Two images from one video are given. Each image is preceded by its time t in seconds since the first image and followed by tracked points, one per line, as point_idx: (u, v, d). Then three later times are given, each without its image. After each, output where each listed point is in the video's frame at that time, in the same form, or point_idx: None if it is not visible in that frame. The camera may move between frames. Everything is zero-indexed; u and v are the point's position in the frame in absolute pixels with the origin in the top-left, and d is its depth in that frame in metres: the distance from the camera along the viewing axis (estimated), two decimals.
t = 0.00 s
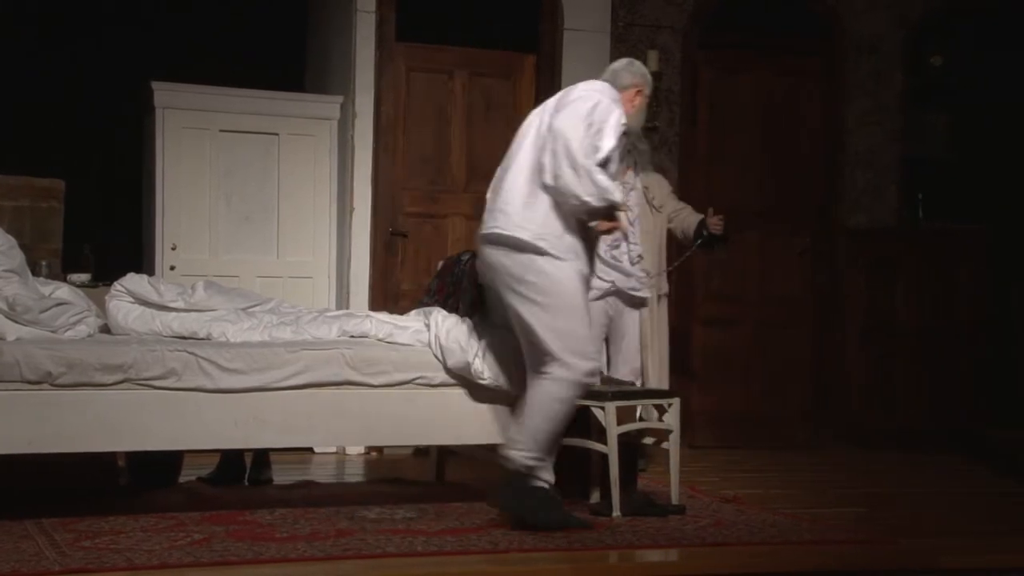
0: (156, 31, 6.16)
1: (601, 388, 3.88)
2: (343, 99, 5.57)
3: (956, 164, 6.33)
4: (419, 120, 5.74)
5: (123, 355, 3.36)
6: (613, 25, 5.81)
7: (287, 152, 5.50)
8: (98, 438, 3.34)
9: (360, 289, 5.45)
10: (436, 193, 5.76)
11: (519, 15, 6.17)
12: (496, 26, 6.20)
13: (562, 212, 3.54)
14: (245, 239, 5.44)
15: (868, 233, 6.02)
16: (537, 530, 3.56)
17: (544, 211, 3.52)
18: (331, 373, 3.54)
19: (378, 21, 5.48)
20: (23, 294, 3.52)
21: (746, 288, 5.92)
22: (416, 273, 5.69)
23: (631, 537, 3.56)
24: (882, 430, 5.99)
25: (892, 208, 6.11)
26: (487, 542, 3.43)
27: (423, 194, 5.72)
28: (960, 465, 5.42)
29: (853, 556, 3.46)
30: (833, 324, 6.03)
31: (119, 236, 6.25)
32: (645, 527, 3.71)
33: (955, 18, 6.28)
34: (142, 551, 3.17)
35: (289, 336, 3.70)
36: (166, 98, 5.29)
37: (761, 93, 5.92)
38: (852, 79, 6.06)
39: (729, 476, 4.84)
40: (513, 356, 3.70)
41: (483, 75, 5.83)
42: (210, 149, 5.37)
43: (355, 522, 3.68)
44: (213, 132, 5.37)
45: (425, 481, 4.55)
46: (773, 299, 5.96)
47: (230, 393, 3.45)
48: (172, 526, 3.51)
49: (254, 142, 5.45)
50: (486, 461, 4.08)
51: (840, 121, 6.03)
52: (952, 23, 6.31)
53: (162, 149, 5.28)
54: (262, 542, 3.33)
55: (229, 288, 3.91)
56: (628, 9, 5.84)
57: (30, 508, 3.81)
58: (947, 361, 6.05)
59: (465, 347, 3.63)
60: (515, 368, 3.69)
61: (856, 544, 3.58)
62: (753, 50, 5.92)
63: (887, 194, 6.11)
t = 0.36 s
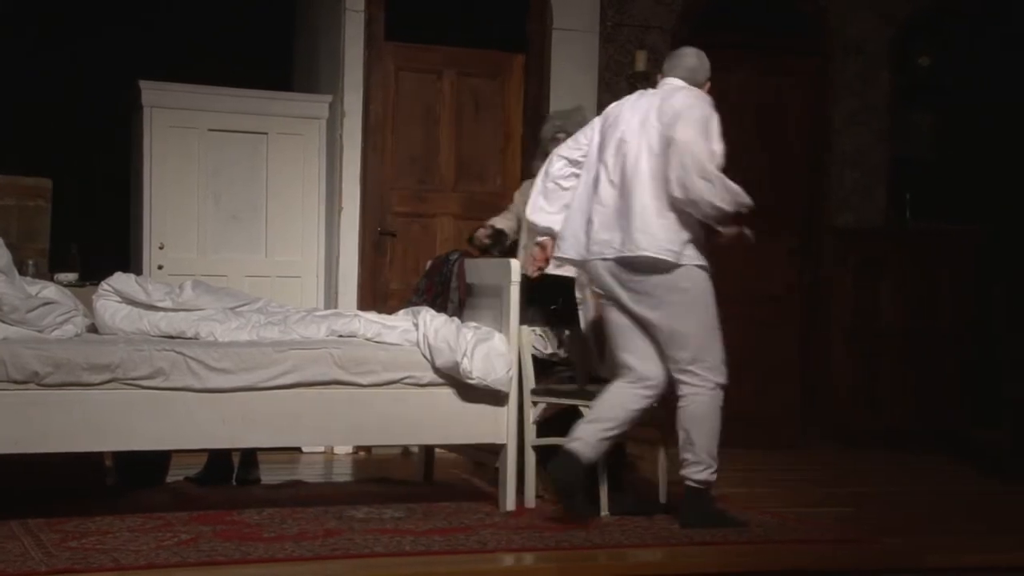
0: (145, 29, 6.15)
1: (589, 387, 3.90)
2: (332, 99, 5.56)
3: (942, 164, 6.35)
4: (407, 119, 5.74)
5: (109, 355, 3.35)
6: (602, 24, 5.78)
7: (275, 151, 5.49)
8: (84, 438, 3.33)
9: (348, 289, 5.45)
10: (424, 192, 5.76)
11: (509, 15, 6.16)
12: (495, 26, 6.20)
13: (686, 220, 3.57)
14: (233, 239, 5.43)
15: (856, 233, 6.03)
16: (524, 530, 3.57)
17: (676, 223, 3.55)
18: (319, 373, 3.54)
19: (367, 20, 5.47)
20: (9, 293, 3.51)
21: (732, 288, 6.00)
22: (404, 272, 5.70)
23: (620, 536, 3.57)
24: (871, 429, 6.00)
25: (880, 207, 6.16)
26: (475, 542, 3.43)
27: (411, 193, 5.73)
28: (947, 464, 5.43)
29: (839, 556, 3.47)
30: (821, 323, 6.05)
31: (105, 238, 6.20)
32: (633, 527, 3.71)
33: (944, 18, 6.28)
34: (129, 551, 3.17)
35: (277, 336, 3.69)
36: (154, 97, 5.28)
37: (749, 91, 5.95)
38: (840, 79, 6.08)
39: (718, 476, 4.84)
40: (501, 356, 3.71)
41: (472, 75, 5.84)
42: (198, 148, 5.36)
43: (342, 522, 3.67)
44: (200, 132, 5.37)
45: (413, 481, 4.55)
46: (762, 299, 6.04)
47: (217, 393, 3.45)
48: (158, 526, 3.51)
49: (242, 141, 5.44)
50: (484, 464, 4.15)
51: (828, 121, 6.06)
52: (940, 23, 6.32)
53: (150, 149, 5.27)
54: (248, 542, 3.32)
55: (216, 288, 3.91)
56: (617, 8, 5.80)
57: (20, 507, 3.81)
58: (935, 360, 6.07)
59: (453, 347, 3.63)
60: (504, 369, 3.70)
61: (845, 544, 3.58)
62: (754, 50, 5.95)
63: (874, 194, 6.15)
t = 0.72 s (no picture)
0: (127, 28, 6.13)
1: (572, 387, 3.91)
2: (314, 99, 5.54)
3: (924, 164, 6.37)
4: (390, 120, 5.72)
5: (90, 356, 3.33)
6: (584, 24, 5.75)
7: (256, 151, 5.47)
8: (64, 439, 3.32)
9: (330, 289, 5.43)
10: (406, 192, 5.75)
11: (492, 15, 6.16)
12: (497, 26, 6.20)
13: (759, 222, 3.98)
14: (214, 239, 5.41)
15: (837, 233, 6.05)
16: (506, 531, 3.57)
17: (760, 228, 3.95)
18: (301, 373, 3.53)
19: (349, 20, 5.44)
20: None
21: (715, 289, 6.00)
22: (386, 272, 5.69)
23: (602, 535, 3.58)
24: (851, 429, 6.03)
25: (859, 208, 6.18)
26: (456, 542, 3.43)
27: (393, 194, 5.72)
28: (927, 464, 5.45)
29: (820, 555, 3.48)
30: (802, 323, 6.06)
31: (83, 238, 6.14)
32: (615, 527, 3.72)
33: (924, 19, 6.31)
34: (109, 552, 3.16)
35: (259, 336, 3.68)
36: (134, 97, 5.26)
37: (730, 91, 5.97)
38: (820, 80, 6.11)
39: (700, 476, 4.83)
40: (484, 357, 3.71)
41: (454, 75, 5.83)
42: (179, 148, 5.34)
43: (324, 523, 3.67)
44: (181, 131, 5.34)
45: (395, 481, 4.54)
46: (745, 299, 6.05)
47: (198, 394, 3.44)
48: (139, 527, 3.49)
49: (224, 141, 5.42)
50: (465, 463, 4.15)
51: (808, 122, 6.09)
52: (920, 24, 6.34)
53: (130, 148, 5.24)
54: (229, 543, 3.31)
55: (197, 288, 3.90)
56: (599, 8, 5.78)
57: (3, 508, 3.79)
58: (916, 359, 6.09)
59: (436, 347, 3.63)
60: (487, 369, 3.70)
61: (826, 544, 3.59)
62: (733, 52, 5.99)
63: (855, 195, 6.17)
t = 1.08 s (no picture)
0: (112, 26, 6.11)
1: (556, 388, 3.91)
2: (298, 99, 5.52)
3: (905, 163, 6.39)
4: (374, 121, 5.72)
5: (72, 356, 3.31)
6: (568, 25, 5.76)
7: (238, 151, 5.45)
8: (46, 440, 3.30)
9: (315, 290, 5.43)
10: (391, 192, 5.76)
11: (476, 16, 6.15)
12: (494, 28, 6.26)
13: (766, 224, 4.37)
14: (197, 238, 5.39)
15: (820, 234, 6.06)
16: (490, 532, 3.56)
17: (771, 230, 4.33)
18: (285, 373, 3.52)
19: (333, 20, 5.43)
20: None
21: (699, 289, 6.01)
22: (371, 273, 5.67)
23: (587, 535, 3.58)
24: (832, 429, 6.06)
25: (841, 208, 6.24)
26: (440, 543, 3.43)
27: (377, 194, 5.73)
28: (910, 464, 5.47)
29: (801, 555, 3.48)
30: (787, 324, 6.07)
31: (65, 238, 6.10)
32: (599, 526, 3.72)
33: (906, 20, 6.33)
34: (92, 553, 3.14)
35: (243, 336, 3.67)
36: (117, 96, 5.23)
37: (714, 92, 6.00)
38: (804, 81, 6.13)
39: (684, 476, 4.83)
40: (469, 357, 3.72)
41: (438, 75, 5.82)
42: (162, 148, 5.31)
43: (308, 523, 3.66)
44: (164, 131, 5.32)
45: (379, 481, 4.54)
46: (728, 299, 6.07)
47: (181, 394, 3.42)
48: (121, 528, 3.47)
49: (207, 141, 5.40)
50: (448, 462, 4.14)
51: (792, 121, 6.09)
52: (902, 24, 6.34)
53: (112, 148, 5.22)
54: (213, 544, 3.30)
55: (180, 288, 3.88)
56: (583, 9, 5.78)
57: None
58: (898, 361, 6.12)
59: (420, 347, 3.63)
60: (471, 369, 3.71)
61: (809, 544, 3.60)
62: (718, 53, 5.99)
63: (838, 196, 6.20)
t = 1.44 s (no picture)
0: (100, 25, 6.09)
1: (545, 388, 3.91)
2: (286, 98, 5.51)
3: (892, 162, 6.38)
4: (363, 122, 5.71)
5: (59, 356, 3.30)
6: (556, 25, 5.75)
7: (225, 151, 5.43)
8: (33, 441, 3.29)
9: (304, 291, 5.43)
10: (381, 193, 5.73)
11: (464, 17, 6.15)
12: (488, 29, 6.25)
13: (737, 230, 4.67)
14: (184, 239, 5.38)
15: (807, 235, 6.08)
16: (477, 533, 3.56)
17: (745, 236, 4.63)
18: (273, 374, 3.52)
19: (321, 20, 5.42)
20: None
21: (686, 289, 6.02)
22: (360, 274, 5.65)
23: (575, 536, 3.58)
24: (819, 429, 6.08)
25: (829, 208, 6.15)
26: (427, 543, 3.43)
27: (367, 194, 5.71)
28: (897, 463, 5.49)
29: (787, 554, 3.49)
30: (775, 324, 6.07)
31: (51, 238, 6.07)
32: (587, 527, 3.73)
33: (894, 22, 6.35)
34: (78, 555, 3.13)
35: (230, 337, 3.66)
36: (104, 96, 5.21)
37: (701, 92, 6.02)
38: (792, 80, 6.11)
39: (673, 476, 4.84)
40: (457, 357, 3.71)
41: (427, 75, 5.82)
42: (149, 148, 5.30)
43: (296, 524, 3.65)
44: (152, 131, 5.30)
45: (367, 482, 4.53)
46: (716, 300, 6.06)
47: (169, 395, 3.41)
48: (108, 530, 3.46)
49: (195, 141, 5.38)
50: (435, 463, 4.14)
51: (780, 122, 6.10)
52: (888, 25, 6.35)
53: (100, 148, 5.20)
54: (199, 545, 3.29)
55: (168, 289, 3.87)
56: (572, 9, 5.78)
57: None
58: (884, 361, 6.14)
59: (408, 347, 3.63)
60: (459, 369, 3.70)
61: (795, 543, 3.61)
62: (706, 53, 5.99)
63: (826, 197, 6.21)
